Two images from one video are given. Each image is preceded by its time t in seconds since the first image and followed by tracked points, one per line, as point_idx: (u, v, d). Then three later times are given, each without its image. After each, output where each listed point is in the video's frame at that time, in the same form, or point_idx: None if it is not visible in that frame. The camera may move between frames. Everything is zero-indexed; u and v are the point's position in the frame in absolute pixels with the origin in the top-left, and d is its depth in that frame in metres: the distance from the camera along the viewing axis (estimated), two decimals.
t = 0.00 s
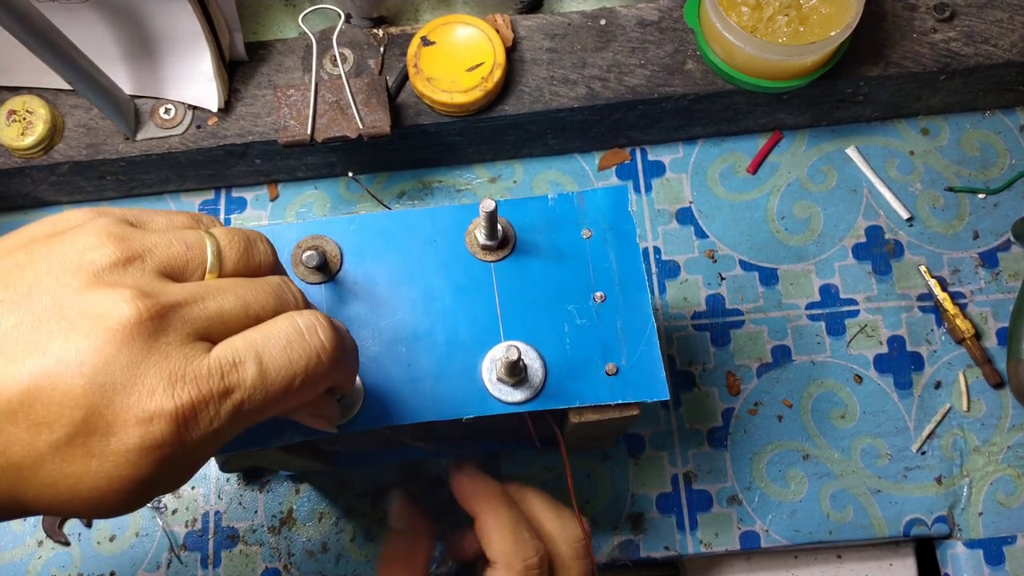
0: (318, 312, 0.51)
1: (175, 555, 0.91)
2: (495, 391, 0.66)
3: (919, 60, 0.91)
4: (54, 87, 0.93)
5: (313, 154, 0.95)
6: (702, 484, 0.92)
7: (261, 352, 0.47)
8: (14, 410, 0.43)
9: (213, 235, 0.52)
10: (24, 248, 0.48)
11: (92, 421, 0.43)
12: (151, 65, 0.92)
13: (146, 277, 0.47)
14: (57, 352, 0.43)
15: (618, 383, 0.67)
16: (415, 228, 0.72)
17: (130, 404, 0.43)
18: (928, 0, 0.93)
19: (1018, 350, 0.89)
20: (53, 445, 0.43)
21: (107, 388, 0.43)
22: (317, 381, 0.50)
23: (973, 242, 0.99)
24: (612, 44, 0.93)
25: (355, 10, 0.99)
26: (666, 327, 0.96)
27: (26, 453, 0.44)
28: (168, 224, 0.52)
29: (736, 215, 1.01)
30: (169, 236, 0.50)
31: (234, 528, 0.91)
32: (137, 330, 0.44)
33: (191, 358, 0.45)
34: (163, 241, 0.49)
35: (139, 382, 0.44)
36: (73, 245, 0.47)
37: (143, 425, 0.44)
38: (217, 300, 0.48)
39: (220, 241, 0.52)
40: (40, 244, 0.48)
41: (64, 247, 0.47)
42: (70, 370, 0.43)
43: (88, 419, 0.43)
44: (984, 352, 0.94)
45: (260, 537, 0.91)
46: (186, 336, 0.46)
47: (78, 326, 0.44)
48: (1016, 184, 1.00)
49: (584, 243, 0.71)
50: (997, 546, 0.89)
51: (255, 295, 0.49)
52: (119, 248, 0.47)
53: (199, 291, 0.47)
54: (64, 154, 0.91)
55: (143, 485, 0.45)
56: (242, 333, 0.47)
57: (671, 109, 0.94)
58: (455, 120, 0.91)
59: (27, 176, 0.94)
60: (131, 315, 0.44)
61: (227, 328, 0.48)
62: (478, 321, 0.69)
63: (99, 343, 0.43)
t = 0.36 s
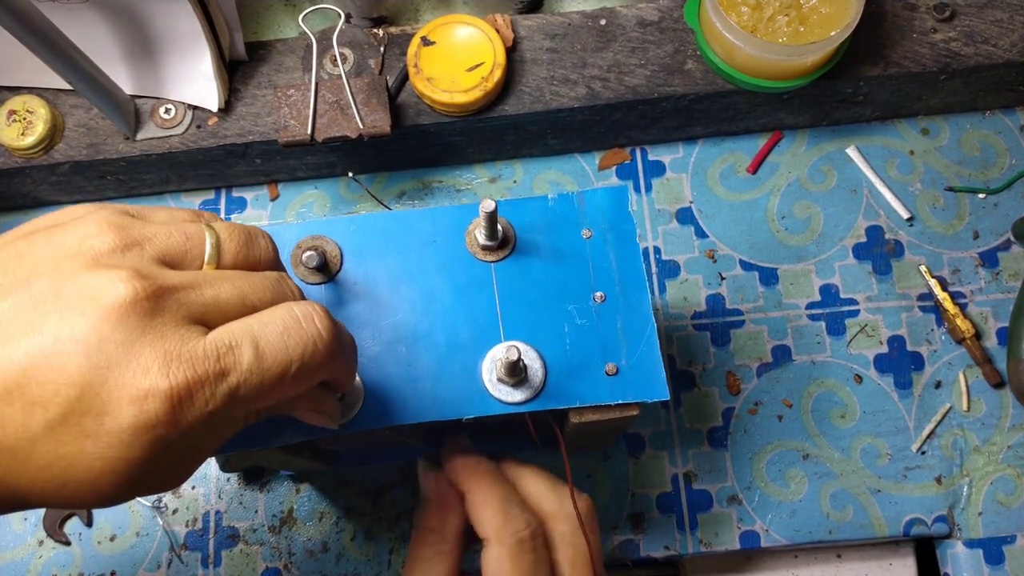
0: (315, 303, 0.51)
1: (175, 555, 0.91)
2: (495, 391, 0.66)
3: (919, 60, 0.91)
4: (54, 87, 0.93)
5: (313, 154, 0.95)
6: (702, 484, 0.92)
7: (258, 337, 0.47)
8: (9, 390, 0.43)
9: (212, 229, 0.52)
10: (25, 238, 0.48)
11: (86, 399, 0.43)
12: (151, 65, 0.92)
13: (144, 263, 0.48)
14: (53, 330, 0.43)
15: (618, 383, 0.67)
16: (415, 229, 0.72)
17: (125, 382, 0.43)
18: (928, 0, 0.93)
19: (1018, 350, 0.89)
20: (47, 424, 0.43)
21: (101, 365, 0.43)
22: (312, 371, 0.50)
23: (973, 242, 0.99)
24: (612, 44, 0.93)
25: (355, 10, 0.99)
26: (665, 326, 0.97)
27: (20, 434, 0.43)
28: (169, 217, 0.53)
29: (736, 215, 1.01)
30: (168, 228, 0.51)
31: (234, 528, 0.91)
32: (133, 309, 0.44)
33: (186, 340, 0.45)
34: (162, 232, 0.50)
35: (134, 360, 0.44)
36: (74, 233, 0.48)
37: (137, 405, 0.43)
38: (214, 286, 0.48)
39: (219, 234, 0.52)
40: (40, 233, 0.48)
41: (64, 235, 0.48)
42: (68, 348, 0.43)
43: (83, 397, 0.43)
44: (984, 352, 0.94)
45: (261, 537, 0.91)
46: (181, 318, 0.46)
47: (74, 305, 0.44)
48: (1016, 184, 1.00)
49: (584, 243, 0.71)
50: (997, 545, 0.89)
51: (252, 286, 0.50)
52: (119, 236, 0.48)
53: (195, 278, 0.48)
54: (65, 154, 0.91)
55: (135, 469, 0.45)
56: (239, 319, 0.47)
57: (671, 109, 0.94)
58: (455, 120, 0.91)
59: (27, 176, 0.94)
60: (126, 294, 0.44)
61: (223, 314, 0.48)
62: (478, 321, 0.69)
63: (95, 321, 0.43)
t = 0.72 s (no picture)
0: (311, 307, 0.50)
1: (175, 555, 0.91)
2: (495, 394, 0.66)
3: (919, 60, 0.91)
4: (54, 87, 0.93)
5: (313, 154, 0.95)
6: (702, 484, 0.92)
7: (251, 340, 0.47)
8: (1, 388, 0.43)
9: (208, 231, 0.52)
10: (22, 240, 0.49)
11: (78, 397, 0.43)
12: (151, 65, 0.92)
13: (138, 263, 0.48)
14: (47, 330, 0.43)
15: (617, 386, 0.67)
16: (414, 232, 0.72)
17: (118, 382, 0.43)
18: None
19: (1018, 350, 0.89)
20: (40, 422, 0.43)
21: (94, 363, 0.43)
22: (306, 375, 0.49)
23: (973, 242, 0.99)
24: (612, 44, 0.93)
25: (355, 10, 0.99)
26: (665, 326, 0.97)
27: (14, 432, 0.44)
28: (164, 218, 0.53)
29: (736, 215, 1.01)
30: (165, 229, 0.51)
31: (234, 528, 0.91)
32: (126, 308, 0.44)
33: (179, 340, 0.45)
34: (157, 233, 0.50)
35: (128, 361, 0.44)
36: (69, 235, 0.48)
37: (130, 404, 0.43)
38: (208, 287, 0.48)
39: (215, 236, 0.52)
40: (37, 234, 0.48)
41: (59, 237, 0.48)
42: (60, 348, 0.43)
43: (75, 396, 0.43)
44: (983, 352, 0.94)
45: (261, 537, 0.91)
46: (174, 318, 0.46)
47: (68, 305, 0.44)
48: (1016, 184, 1.00)
49: (583, 246, 0.71)
50: (997, 545, 0.89)
51: (246, 286, 0.49)
52: (115, 238, 0.48)
53: (189, 279, 0.47)
54: (65, 154, 0.92)
55: (126, 469, 0.45)
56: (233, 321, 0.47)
57: (671, 109, 0.94)
58: (455, 120, 0.91)
59: (27, 176, 0.94)
60: (119, 294, 0.44)
61: (217, 314, 0.48)
62: (478, 325, 0.69)
63: (88, 321, 0.43)
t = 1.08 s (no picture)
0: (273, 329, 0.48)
1: (175, 555, 0.91)
2: (489, 408, 0.66)
3: (919, 60, 0.91)
4: (53, 87, 0.93)
5: (313, 154, 0.95)
6: (702, 484, 0.92)
7: (196, 359, 0.45)
8: None
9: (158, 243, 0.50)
10: None
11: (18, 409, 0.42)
12: (151, 65, 0.91)
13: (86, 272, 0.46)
14: None
15: (613, 399, 0.67)
16: (408, 245, 0.72)
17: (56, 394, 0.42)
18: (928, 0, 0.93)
19: (1018, 350, 0.89)
20: None
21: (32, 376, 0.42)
22: (259, 399, 0.47)
23: (973, 242, 0.99)
24: (612, 44, 0.93)
25: (355, 10, 0.99)
26: (665, 327, 0.97)
27: None
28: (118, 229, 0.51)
29: (736, 215, 1.01)
30: (114, 241, 0.49)
31: (234, 528, 0.91)
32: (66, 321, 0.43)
33: (120, 351, 0.44)
34: (107, 243, 0.48)
35: (67, 369, 0.42)
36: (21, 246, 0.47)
37: (66, 414, 0.42)
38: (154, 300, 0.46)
39: (166, 248, 0.50)
40: None
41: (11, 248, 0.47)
42: None
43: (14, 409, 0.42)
44: (984, 352, 0.94)
45: (260, 537, 0.91)
46: (119, 330, 0.44)
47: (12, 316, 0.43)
48: (1016, 184, 1.00)
49: (578, 258, 0.71)
50: (997, 546, 0.89)
51: (197, 302, 0.47)
52: (65, 248, 0.47)
53: (137, 292, 0.46)
54: (65, 154, 0.91)
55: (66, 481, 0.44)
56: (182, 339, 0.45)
57: (671, 109, 0.94)
58: (455, 120, 0.91)
59: (27, 176, 0.94)
60: (58, 305, 0.43)
61: (166, 329, 0.46)
62: (473, 338, 0.69)
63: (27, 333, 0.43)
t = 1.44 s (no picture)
0: None
1: (175, 555, 0.91)
2: (488, 410, 0.67)
3: (919, 60, 0.91)
4: (53, 87, 0.93)
5: (313, 154, 0.95)
6: (702, 484, 0.92)
7: None
8: None
9: None
10: None
11: None
12: (151, 65, 0.92)
13: None
14: None
15: (611, 401, 0.68)
16: (407, 244, 0.71)
17: None
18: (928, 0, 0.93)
19: (1018, 350, 0.89)
20: None
21: None
22: None
23: (973, 242, 0.99)
24: (612, 44, 0.93)
25: (355, 10, 0.99)
26: (665, 327, 0.97)
27: None
28: None
29: (736, 215, 1.01)
30: None
31: (234, 528, 0.91)
32: None
33: None
34: None
35: None
36: None
37: None
38: None
39: None
40: None
41: None
42: None
43: None
44: (984, 352, 0.94)
45: (260, 537, 0.91)
46: None
47: None
48: (1016, 184, 1.00)
49: (578, 258, 0.71)
50: (997, 545, 0.89)
51: None
52: None
53: None
54: (65, 154, 0.92)
55: None
56: None
57: (671, 109, 0.94)
58: (455, 120, 0.91)
59: (28, 176, 0.94)
60: None
61: None
62: (472, 339, 0.69)
63: None
